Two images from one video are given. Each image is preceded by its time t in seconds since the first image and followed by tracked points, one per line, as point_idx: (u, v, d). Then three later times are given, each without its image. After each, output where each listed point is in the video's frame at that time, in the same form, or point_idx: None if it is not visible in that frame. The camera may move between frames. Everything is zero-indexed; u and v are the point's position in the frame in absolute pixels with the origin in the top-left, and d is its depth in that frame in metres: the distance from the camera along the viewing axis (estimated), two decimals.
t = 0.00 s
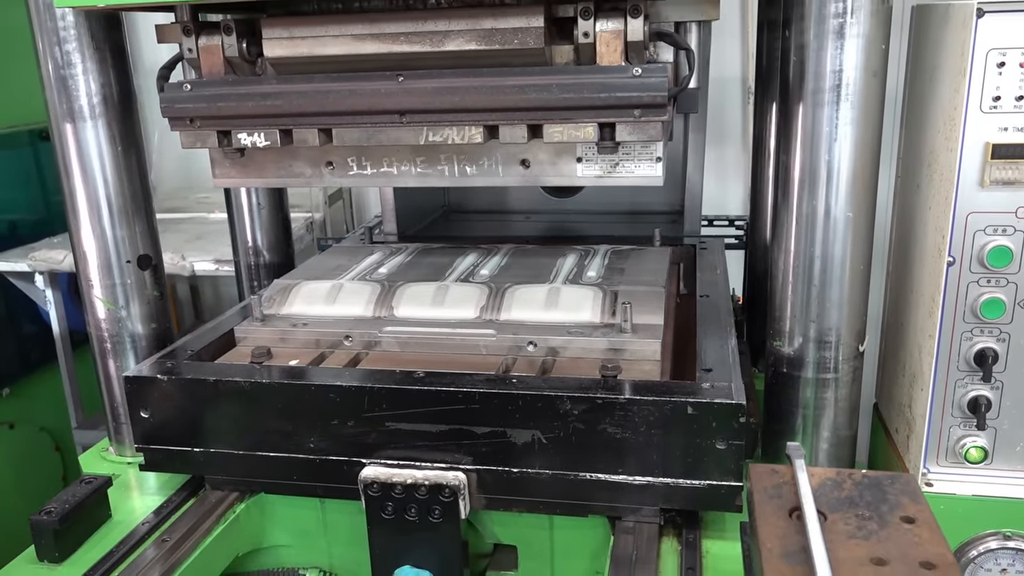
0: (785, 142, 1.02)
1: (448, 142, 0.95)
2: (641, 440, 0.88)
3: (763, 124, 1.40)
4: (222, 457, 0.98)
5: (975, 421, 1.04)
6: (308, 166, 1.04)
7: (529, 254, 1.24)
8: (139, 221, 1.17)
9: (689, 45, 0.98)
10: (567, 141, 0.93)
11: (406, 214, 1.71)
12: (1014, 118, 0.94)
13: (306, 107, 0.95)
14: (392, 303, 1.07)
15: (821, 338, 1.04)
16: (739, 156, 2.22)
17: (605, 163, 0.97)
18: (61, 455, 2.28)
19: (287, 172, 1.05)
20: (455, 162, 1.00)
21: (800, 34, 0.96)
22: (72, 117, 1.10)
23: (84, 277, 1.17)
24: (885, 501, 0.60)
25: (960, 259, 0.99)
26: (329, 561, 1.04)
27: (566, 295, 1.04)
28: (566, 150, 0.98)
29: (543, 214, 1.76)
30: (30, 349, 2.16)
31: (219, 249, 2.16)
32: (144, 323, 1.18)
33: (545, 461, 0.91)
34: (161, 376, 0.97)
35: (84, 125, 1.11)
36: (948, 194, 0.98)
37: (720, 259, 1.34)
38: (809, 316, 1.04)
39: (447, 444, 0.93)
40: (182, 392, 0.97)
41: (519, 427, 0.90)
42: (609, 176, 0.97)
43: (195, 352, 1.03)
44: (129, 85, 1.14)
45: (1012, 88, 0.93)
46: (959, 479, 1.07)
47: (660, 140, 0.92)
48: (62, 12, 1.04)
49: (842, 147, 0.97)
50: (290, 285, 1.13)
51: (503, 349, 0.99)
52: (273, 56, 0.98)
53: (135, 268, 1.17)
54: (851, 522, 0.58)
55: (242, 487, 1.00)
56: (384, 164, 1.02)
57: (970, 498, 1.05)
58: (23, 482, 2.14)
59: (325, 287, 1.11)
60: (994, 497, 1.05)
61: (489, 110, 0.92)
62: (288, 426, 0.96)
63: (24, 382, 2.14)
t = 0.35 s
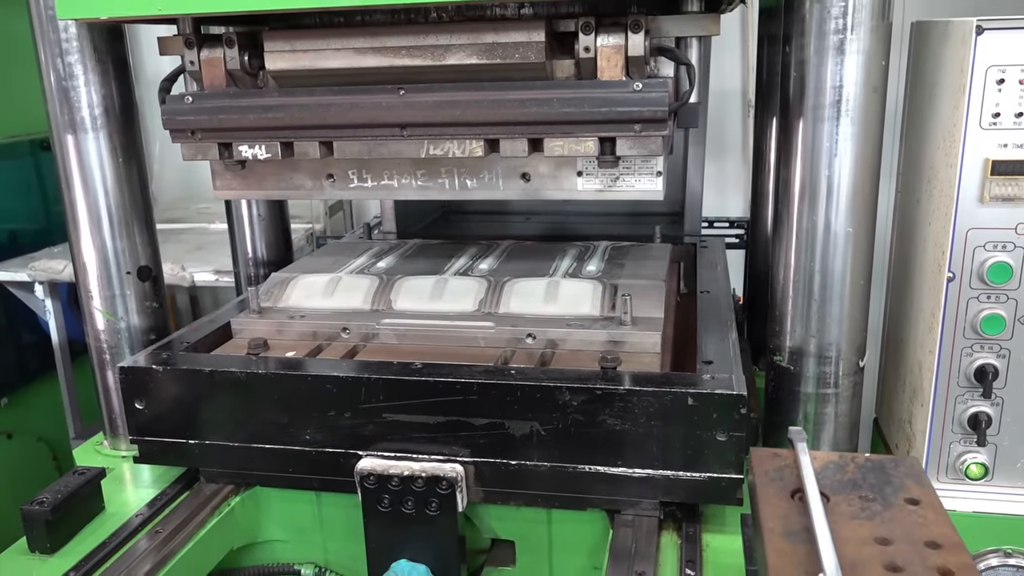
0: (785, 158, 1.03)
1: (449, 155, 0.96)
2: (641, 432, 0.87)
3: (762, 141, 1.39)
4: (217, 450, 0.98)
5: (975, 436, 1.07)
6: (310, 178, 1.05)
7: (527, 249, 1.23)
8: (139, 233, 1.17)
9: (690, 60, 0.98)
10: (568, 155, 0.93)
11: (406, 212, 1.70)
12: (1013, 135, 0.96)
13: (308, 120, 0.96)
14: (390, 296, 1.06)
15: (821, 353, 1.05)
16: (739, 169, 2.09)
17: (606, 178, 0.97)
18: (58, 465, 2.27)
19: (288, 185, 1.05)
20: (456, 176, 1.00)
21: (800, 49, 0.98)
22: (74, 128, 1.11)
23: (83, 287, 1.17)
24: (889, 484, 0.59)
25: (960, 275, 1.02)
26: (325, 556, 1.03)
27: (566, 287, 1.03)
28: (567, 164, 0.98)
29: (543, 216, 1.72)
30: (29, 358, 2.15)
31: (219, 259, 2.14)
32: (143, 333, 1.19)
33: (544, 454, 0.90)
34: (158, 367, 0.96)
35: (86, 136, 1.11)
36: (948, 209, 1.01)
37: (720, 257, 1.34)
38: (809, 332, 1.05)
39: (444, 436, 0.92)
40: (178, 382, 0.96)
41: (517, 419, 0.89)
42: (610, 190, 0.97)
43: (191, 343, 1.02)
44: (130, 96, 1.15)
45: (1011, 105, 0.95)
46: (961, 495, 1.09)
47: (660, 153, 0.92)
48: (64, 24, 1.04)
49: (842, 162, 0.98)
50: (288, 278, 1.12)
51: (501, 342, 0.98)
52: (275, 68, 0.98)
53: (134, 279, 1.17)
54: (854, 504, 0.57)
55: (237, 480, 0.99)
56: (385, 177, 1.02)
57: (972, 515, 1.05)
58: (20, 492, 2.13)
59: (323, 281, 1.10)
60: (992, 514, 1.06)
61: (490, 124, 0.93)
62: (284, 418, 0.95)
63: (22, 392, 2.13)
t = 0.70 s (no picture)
0: (785, 175, 1.04)
1: (450, 171, 0.96)
2: (640, 426, 0.86)
3: (762, 156, 1.38)
4: (212, 444, 0.97)
5: (975, 454, 1.10)
6: (310, 194, 1.04)
7: (526, 248, 1.24)
8: (139, 247, 1.17)
9: (689, 76, 0.97)
10: (568, 171, 0.93)
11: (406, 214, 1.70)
12: (1012, 154, 0.99)
13: (308, 135, 0.96)
14: (388, 291, 1.05)
15: (822, 371, 1.05)
16: (739, 183, 2.07)
17: (606, 195, 0.97)
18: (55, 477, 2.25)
19: (289, 199, 1.05)
20: (456, 191, 1.00)
21: (800, 68, 0.99)
22: (74, 141, 1.10)
23: (83, 300, 1.16)
24: (893, 468, 0.58)
25: (960, 293, 1.05)
26: (320, 552, 1.02)
27: (565, 281, 1.02)
28: (567, 180, 0.97)
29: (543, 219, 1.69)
30: (28, 369, 2.14)
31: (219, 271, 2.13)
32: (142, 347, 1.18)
33: (542, 448, 0.89)
34: (154, 359, 0.95)
35: (87, 150, 1.11)
36: (948, 228, 1.04)
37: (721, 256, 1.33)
38: (809, 349, 1.05)
39: (442, 430, 0.91)
40: (174, 375, 0.95)
41: (516, 412, 0.88)
42: (610, 207, 0.97)
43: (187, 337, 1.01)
44: (132, 110, 1.15)
45: (1010, 124, 0.98)
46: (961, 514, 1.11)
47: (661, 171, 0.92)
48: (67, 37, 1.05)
49: (842, 179, 0.99)
50: (286, 272, 1.11)
51: (500, 336, 0.97)
52: (276, 84, 0.98)
53: (134, 293, 1.16)
54: (858, 487, 0.56)
55: (232, 474, 0.98)
56: (385, 192, 1.02)
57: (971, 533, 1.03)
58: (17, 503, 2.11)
59: (321, 275, 1.09)
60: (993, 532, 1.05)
61: (491, 140, 0.92)
62: (280, 411, 0.94)
63: (20, 403, 2.12)
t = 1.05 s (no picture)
0: (785, 188, 1.03)
1: (449, 186, 0.96)
2: (641, 418, 0.85)
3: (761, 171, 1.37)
4: (207, 439, 0.95)
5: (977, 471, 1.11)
6: (309, 209, 1.03)
7: (525, 246, 1.24)
8: (138, 261, 1.16)
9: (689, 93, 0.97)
10: (568, 186, 0.93)
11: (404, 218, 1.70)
12: (1011, 169, 0.99)
13: (308, 151, 0.95)
14: (386, 286, 1.04)
15: (823, 386, 1.04)
16: (738, 196, 2.04)
17: (605, 210, 0.96)
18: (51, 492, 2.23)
19: (288, 215, 1.04)
20: (455, 207, 0.99)
21: (799, 83, 0.99)
22: (74, 157, 1.10)
23: (82, 317, 1.16)
24: (898, 448, 0.57)
25: (961, 308, 1.06)
26: (317, 550, 1.00)
27: (565, 275, 1.02)
28: (565, 197, 0.97)
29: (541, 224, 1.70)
30: (24, 383, 2.12)
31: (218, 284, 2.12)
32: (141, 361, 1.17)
33: (541, 441, 0.88)
34: (149, 353, 0.94)
35: (86, 165, 1.10)
36: (948, 243, 1.04)
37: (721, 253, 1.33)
38: (810, 365, 1.04)
39: (440, 424, 0.90)
40: (170, 370, 0.94)
41: (514, 405, 0.87)
42: (609, 223, 0.97)
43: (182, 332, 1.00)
44: (131, 126, 1.14)
45: (1009, 140, 0.98)
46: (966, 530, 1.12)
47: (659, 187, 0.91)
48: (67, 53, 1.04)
49: (842, 195, 0.98)
50: (283, 268, 1.10)
51: (498, 330, 0.97)
52: (275, 100, 0.97)
53: (132, 308, 1.16)
54: (863, 467, 0.55)
55: (227, 470, 0.97)
56: (385, 208, 1.02)
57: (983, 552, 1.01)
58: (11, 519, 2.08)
59: (318, 271, 1.08)
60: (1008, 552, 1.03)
61: (488, 156, 0.91)
62: (276, 405, 0.93)
63: (15, 418, 2.09)
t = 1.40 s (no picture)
0: (785, 206, 1.03)
1: (449, 203, 0.94)
2: (642, 411, 0.84)
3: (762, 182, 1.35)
4: (203, 432, 0.94)
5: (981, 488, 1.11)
6: (309, 224, 1.02)
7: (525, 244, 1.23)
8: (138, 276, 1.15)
9: (690, 109, 0.94)
10: (568, 203, 0.91)
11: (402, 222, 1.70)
12: (1012, 186, 0.99)
13: (307, 166, 0.94)
14: (384, 280, 1.04)
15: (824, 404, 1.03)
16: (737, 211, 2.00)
17: (606, 226, 0.95)
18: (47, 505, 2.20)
19: (288, 231, 1.03)
20: (456, 222, 0.98)
21: (799, 99, 0.98)
22: (73, 171, 1.09)
23: (80, 332, 1.15)
24: (905, 429, 0.56)
25: (963, 325, 1.05)
26: (314, 547, 0.99)
27: (565, 270, 1.01)
28: (565, 213, 0.95)
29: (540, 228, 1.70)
30: (21, 396, 2.11)
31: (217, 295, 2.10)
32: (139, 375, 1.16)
33: (541, 434, 0.87)
34: (145, 346, 0.93)
35: (86, 180, 1.10)
36: (949, 261, 1.03)
37: (722, 253, 1.32)
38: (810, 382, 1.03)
39: (438, 417, 0.88)
40: (166, 363, 0.93)
41: (514, 397, 0.86)
42: (609, 239, 0.95)
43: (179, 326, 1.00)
44: (131, 140, 1.14)
45: (1010, 157, 0.98)
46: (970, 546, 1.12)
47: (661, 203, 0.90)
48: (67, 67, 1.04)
49: (842, 212, 0.97)
50: (282, 263, 1.10)
51: (499, 324, 0.96)
52: (275, 115, 0.96)
53: (131, 322, 1.15)
54: (869, 447, 0.54)
55: (222, 464, 0.96)
56: (384, 223, 1.00)
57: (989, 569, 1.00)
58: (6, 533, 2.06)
59: (317, 266, 1.07)
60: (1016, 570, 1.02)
61: (487, 171, 0.90)
62: (272, 398, 0.91)
63: (11, 432, 2.07)
